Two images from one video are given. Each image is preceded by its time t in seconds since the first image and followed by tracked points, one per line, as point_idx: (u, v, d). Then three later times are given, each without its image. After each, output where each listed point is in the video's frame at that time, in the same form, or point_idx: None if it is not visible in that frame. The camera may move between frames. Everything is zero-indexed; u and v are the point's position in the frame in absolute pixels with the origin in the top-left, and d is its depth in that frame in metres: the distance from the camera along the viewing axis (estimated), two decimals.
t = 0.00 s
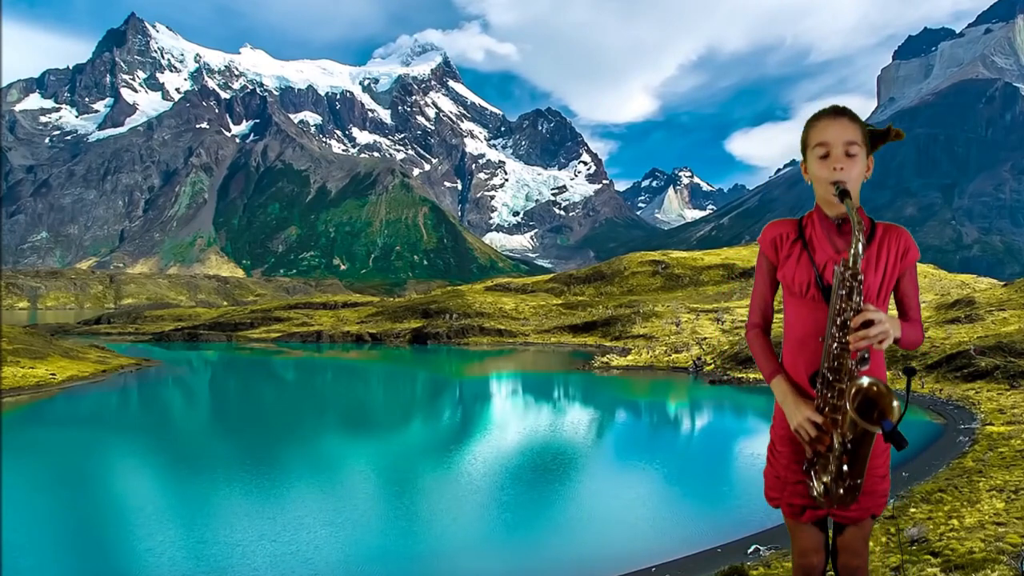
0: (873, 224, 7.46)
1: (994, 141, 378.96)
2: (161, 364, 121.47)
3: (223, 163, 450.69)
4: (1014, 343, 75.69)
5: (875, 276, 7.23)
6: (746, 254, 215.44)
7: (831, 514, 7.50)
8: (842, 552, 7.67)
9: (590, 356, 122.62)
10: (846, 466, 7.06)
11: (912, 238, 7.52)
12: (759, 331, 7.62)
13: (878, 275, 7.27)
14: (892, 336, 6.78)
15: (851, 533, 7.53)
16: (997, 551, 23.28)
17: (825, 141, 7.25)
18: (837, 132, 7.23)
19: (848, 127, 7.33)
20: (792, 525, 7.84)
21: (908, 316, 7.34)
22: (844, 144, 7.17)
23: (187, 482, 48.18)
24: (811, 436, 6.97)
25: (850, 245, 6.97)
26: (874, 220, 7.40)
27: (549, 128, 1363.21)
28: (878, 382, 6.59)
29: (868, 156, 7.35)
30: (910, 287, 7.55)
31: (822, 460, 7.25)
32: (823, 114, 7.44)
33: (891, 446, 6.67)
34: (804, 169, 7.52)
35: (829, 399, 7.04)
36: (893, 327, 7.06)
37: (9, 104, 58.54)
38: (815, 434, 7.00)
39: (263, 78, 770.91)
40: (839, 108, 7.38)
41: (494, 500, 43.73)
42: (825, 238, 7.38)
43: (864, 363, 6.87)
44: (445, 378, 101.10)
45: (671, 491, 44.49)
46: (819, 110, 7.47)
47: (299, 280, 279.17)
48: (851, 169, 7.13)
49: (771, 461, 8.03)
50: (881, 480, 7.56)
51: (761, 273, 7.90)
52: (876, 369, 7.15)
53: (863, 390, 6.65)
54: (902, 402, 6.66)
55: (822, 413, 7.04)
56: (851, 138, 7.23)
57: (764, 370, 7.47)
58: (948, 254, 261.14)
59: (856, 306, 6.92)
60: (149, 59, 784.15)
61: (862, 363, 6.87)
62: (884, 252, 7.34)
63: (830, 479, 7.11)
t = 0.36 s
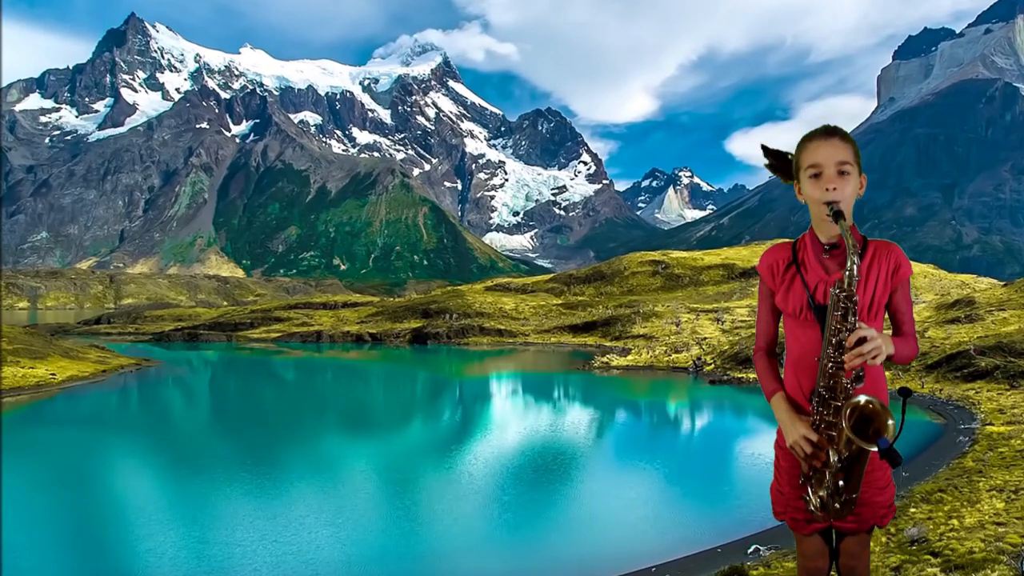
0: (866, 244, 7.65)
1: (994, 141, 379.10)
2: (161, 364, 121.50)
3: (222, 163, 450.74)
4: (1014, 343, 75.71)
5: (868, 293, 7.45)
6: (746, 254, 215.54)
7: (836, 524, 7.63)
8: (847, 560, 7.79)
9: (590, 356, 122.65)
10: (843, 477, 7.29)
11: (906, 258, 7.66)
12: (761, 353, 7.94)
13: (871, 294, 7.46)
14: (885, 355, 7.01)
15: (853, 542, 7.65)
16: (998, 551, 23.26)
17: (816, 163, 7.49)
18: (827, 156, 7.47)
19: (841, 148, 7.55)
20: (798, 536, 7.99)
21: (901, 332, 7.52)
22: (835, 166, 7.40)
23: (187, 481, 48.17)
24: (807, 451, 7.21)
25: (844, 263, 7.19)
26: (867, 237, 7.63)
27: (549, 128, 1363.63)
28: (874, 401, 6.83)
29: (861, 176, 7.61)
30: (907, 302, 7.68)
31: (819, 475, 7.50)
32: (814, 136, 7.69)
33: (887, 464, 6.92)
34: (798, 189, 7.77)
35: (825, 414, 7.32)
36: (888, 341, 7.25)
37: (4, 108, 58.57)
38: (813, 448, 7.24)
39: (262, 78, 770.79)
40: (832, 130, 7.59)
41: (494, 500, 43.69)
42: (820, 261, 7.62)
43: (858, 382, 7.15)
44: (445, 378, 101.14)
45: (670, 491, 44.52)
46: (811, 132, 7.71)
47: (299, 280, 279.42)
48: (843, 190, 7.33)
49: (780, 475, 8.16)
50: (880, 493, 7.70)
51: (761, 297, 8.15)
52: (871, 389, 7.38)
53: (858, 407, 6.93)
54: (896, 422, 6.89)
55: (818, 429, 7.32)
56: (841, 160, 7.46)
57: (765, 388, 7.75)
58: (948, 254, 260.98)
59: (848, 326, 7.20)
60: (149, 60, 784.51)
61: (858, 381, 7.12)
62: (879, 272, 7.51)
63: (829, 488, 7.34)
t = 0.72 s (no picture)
0: (866, 242, 7.62)
1: (995, 141, 378.96)
2: (160, 364, 121.49)
3: (222, 163, 450.91)
4: (1014, 343, 75.65)
5: (867, 289, 7.46)
6: (746, 254, 215.40)
7: (833, 517, 7.60)
8: (848, 557, 7.75)
9: (590, 356, 122.65)
10: (836, 472, 7.36)
11: (907, 257, 7.58)
12: (760, 348, 8.06)
13: (867, 292, 7.47)
14: (883, 349, 7.00)
15: (850, 535, 7.61)
16: (997, 551, 23.25)
17: (813, 163, 7.51)
18: (826, 155, 7.50)
19: (836, 149, 7.59)
20: (794, 525, 8.06)
21: (904, 329, 7.50)
22: (833, 166, 7.41)
23: (186, 481, 48.10)
24: (798, 443, 7.28)
25: (845, 262, 7.30)
26: (869, 233, 7.62)
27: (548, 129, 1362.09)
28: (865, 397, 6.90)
29: (859, 174, 7.59)
30: (907, 302, 7.64)
31: (811, 469, 7.59)
32: (810, 134, 7.70)
33: (881, 465, 6.95)
34: (799, 188, 7.75)
35: (820, 411, 7.38)
36: (885, 334, 7.25)
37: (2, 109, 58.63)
38: (808, 444, 7.27)
39: (263, 78, 770.96)
40: (828, 129, 7.61)
41: (494, 500, 43.71)
42: (821, 259, 7.62)
43: (852, 378, 7.19)
44: (445, 378, 101.17)
45: (670, 491, 44.46)
46: (808, 131, 7.72)
47: (299, 280, 280.05)
48: (841, 189, 7.35)
49: (776, 470, 8.18)
50: (879, 490, 7.62)
51: (763, 298, 8.19)
52: (867, 386, 7.39)
53: (849, 404, 6.99)
54: (888, 419, 6.96)
55: (813, 424, 7.38)
56: (840, 159, 7.46)
57: (762, 382, 7.80)
58: (948, 254, 260.79)
59: (847, 324, 7.30)
60: (149, 60, 785.64)
61: (853, 379, 7.15)
62: (876, 271, 7.49)
63: (817, 485, 7.47)
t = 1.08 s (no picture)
0: (864, 243, 7.64)
1: (994, 141, 379.00)
2: (161, 364, 121.49)
3: (223, 163, 450.80)
4: (1014, 343, 75.67)
5: (865, 290, 7.45)
6: (746, 254, 215.39)
7: (832, 517, 7.59)
8: (847, 554, 7.76)
9: (590, 356, 122.60)
10: (833, 472, 7.37)
11: (907, 260, 7.60)
12: (759, 350, 8.04)
13: (869, 293, 7.47)
14: (877, 353, 7.02)
15: (851, 534, 7.62)
16: (998, 551, 23.23)
17: (814, 166, 7.49)
18: (824, 156, 7.50)
19: (839, 150, 7.55)
20: (796, 524, 8.03)
21: (899, 332, 7.55)
22: (833, 168, 7.41)
23: (185, 481, 48.02)
24: (799, 442, 7.28)
25: (840, 263, 7.32)
26: (865, 236, 7.66)
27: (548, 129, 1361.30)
28: (865, 399, 6.87)
29: (861, 177, 7.57)
30: (906, 304, 7.63)
31: (811, 468, 7.57)
32: (811, 136, 7.71)
33: (880, 460, 7.06)
34: (795, 191, 7.80)
35: (822, 413, 7.37)
36: (882, 337, 7.26)
37: None
38: (807, 444, 7.30)
39: (263, 78, 770.89)
40: (829, 131, 7.59)
41: (494, 500, 43.68)
42: (817, 261, 7.66)
43: (849, 379, 7.21)
44: (445, 378, 101.18)
45: (671, 491, 44.44)
46: (811, 133, 7.69)
47: (299, 280, 280.62)
48: (843, 191, 7.35)
49: (779, 472, 8.17)
50: (883, 490, 7.59)
51: (762, 299, 8.21)
52: (862, 386, 7.41)
53: (846, 404, 6.98)
54: (888, 418, 6.94)
55: (812, 421, 7.38)
56: (838, 162, 7.49)
57: (760, 383, 7.81)
58: (948, 254, 260.79)
59: (845, 324, 7.28)
60: (150, 60, 785.97)
61: (852, 378, 7.11)
62: (877, 272, 7.50)
63: (817, 483, 7.44)
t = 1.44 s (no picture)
0: (857, 243, 7.70)
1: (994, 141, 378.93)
2: (161, 364, 121.51)
3: (223, 163, 450.57)
4: (1014, 343, 75.70)
5: (862, 290, 7.47)
6: (746, 254, 215.39)
7: (831, 515, 7.60)
8: (845, 554, 7.75)
9: (590, 355, 122.59)
10: (834, 473, 7.29)
11: (903, 256, 7.58)
12: (756, 352, 8.06)
13: (865, 292, 7.48)
14: (875, 352, 7.01)
15: (848, 534, 7.65)
16: (998, 551, 23.21)
17: (809, 166, 7.53)
18: (823, 155, 7.50)
19: (833, 153, 7.60)
20: (794, 525, 8.07)
21: (896, 330, 7.54)
22: (831, 166, 7.39)
23: (185, 481, 48.02)
24: (798, 444, 7.27)
25: (834, 262, 7.34)
26: (859, 237, 7.72)
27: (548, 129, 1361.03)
28: (856, 397, 6.84)
29: (853, 177, 7.62)
30: (903, 304, 7.63)
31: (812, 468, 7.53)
32: (806, 137, 7.76)
33: (874, 460, 7.10)
34: (794, 191, 7.80)
35: (815, 412, 7.39)
36: (878, 335, 7.28)
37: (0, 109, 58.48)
38: (805, 442, 7.29)
39: (263, 78, 771.06)
40: (826, 131, 7.63)
41: (494, 500, 43.66)
42: (815, 260, 7.67)
43: (846, 377, 7.22)
44: (445, 378, 101.20)
45: (671, 491, 44.41)
46: (807, 132, 7.73)
47: (299, 280, 280.21)
48: (838, 192, 7.34)
49: (777, 473, 8.19)
50: (881, 489, 7.58)
51: (759, 300, 8.24)
52: (859, 383, 7.40)
53: (845, 402, 6.93)
54: (882, 416, 6.92)
55: (809, 422, 7.38)
56: (835, 162, 7.49)
57: (757, 385, 7.85)
58: (948, 254, 260.71)
59: (840, 323, 7.26)
60: (150, 60, 786.10)
61: (848, 376, 7.13)
62: (872, 270, 7.50)
63: (817, 483, 7.38)
